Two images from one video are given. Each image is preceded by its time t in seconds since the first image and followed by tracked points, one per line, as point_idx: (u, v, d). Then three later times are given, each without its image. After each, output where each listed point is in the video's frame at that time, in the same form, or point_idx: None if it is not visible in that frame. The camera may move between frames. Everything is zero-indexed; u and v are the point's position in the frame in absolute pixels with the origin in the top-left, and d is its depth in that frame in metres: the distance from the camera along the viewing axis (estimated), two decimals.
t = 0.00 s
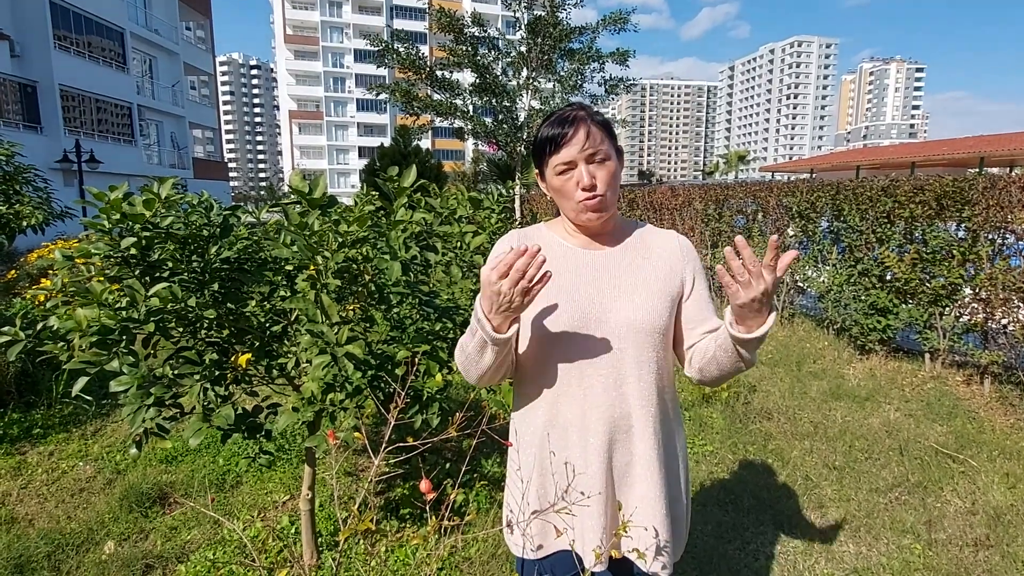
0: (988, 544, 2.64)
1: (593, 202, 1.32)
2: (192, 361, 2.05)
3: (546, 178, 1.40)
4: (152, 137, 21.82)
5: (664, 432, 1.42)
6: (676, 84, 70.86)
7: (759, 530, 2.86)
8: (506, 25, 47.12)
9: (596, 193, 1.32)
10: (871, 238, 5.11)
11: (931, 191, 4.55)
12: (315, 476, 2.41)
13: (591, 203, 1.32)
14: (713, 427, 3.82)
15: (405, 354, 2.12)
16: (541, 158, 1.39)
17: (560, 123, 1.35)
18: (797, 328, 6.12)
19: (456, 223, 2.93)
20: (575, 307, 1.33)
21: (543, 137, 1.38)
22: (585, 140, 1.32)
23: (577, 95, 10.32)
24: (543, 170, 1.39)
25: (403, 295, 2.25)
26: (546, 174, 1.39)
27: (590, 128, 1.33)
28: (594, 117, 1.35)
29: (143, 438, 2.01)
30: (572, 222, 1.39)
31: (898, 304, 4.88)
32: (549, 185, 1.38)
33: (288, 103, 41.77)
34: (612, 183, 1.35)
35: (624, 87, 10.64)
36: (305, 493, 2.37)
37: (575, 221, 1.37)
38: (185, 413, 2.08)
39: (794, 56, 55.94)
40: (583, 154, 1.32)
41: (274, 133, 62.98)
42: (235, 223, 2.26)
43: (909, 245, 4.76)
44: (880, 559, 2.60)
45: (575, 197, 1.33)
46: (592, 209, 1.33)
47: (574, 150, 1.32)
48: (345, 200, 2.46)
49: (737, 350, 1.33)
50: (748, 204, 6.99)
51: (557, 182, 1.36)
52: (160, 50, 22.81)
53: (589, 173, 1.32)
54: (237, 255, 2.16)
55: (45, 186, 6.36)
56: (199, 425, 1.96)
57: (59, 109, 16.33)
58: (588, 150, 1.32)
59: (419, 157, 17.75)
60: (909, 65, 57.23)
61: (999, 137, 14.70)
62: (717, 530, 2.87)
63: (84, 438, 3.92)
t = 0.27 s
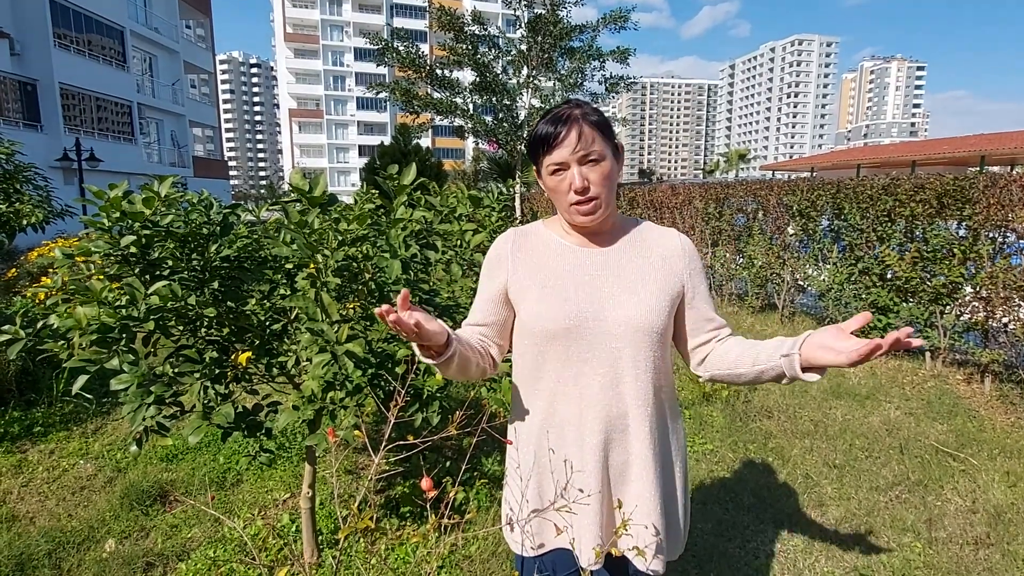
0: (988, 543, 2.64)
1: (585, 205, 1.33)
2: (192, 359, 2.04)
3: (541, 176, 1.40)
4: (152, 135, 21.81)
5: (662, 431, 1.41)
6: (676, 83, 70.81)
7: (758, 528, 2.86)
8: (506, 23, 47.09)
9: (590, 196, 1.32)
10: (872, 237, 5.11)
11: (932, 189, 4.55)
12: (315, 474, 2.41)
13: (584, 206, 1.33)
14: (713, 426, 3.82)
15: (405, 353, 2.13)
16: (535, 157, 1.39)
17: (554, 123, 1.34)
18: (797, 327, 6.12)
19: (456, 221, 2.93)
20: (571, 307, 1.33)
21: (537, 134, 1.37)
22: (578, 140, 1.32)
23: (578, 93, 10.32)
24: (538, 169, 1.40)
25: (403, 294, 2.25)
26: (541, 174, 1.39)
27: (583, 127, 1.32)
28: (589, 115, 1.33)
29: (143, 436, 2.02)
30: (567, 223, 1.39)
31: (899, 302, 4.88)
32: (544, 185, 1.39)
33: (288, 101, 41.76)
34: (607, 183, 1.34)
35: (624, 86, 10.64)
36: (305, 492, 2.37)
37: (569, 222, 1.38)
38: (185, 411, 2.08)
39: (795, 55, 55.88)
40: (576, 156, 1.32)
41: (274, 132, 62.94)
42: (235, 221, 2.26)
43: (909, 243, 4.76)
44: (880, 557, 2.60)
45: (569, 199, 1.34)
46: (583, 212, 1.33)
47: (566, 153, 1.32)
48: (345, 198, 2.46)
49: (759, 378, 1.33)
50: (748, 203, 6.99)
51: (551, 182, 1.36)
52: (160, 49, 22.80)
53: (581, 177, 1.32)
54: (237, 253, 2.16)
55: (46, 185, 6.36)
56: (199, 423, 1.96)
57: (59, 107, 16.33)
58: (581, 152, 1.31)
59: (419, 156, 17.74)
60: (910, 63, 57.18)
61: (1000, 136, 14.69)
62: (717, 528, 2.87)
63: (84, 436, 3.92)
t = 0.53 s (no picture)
0: (989, 541, 2.64)
1: (586, 206, 1.32)
2: (193, 357, 2.04)
3: (541, 176, 1.40)
4: (152, 133, 21.80)
5: (662, 431, 1.41)
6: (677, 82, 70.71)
7: (759, 526, 2.86)
8: (506, 21, 47.03)
9: (590, 197, 1.32)
10: (873, 235, 5.10)
11: (934, 187, 4.54)
12: (316, 472, 2.42)
13: (585, 207, 1.32)
14: (714, 424, 3.82)
15: (405, 351, 2.14)
16: (536, 157, 1.39)
17: (554, 122, 1.33)
18: (798, 325, 6.11)
19: (457, 220, 2.92)
20: (571, 307, 1.33)
21: (538, 135, 1.37)
22: (578, 141, 1.31)
23: (579, 92, 10.31)
24: (539, 169, 1.39)
25: (404, 292, 2.25)
26: (542, 174, 1.39)
27: (584, 127, 1.31)
28: (589, 114, 1.33)
29: (144, 434, 2.02)
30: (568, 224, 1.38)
31: (900, 301, 4.88)
32: (545, 185, 1.38)
33: (288, 100, 41.74)
34: (608, 183, 1.33)
35: (625, 84, 10.62)
36: (306, 490, 2.37)
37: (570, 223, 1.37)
38: (186, 409, 2.08)
39: (796, 53, 55.79)
40: (575, 157, 1.31)
41: (274, 130, 62.93)
42: (236, 219, 2.25)
43: (911, 242, 4.75)
44: (881, 556, 2.60)
45: (569, 200, 1.33)
46: (584, 213, 1.33)
47: (566, 153, 1.31)
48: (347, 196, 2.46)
49: (749, 389, 1.32)
50: (749, 201, 6.98)
51: (552, 183, 1.36)
52: (161, 47, 22.79)
53: (581, 178, 1.31)
54: (238, 251, 2.16)
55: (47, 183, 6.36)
56: (200, 421, 1.96)
57: (59, 105, 16.31)
58: (579, 154, 1.31)
59: (419, 154, 17.73)
60: (911, 62, 57.09)
61: (1002, 134, 14.66)
62: (718, 526, 2.87)
63: (86, 434, 3.92)
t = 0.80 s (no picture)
0: (990, 540, 2.64)
1: (591, 206, 1.32)
2: (195, 355, 2.05)
3: (546, 177, 1.40)
4: (153, 132, 21.80)
5: (664, 433, 1.41)
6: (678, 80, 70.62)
7: (760, 525, 2.86)
8: (507, 20, 46.97)
9: (595, 198, 1.32)
10: (874, 234, 5.10)
11: (935, 187, 4.53)
12: (317, 471, 2.42)
13: (590, 208, 1.32)
14: (715, 423, 3.82)
15: (406, 350, 2.13)
16: (541, 157, 1.39)
17: (559, 123, 1.33)
18: (799, 324, 6.10)
19: (458, 218, 2.92)
20: (574, 307, 1.33)
21: (542, 135, 1.37)
22: (583, 141, 1.31)
23: (580, 90, 10.30)
24: (543, 169, 1.39)
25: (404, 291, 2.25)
26: (547, 175, 1.39)
27: (588, 127, 1.31)
28: (592, 114, 1.32)
29: (145, 432, 2.02)
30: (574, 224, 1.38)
31: (901, 300, 4.88)
32: (550, 186, 1.38)
33: (289, 98, 41.73)
34: (614, 184, 1.33)
35: (626, 83, 10.61)
36: (308, 488, 2.37)
37: (576, 224, 1.37)
38: (187, 408, 2.08)
39: (797, 52, 55.71)
40: (580, 158, 1.31)
41: (275, 129, 62.91)
42: (237, 218, 2.26)
43: (912, 241, 4.74)
44: (882, 555, 2.60)
45: (573, 201, 1.33)
46: (589, 214, 1.33)
47: (571, 154, 1.31)
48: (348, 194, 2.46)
49: (755, 390, 1.32)
50: (750, 200, 6.97)
51: (557, 184, 1.36)
52: (161, 46, 22.78)
53: (586, 178, 1.31)
54: (239, 250, 2.16)
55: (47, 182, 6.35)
56: (202, 420, 1.96)
57: (60, 104, 16.30)
58: (585, 154, 1.30)
59: (420, 153, 17.71)
60: (912, 61, 57.00)
61: (1004, 133, 14.62)
62: (719, 525, 2.87)
63: (87, 433, 3.92)
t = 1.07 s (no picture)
0: (990, 540, 2.64)
1: (593, 206, 1.31)
2: (194, 354, 2.04)
3: (547, 177, 1.39)
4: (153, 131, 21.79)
5: (665, 433, 1.40)
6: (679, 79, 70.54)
7: (760, 524, 2.86)
8: (508, 18, 46.89)
9: (597, 197, 1.31)
10: (875, 233, 5.09)
11: (936, 185, 4.52)
12: (317, 469, 2.42)
13: (591, 207, 1.31)
14: (715, 422, 3.82)
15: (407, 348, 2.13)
16: (541, 158, 1.39)
17: (558, 123, 1.33)
18: (800, 323, 6.10)
19: (459, 217, 2.92)
20: (576, 306, 1.33)
21: (541, 135, 1.36)
22: (582, 141, 1.30)
23: (580, 89, 10.29)
24: (543, 170, 1.39)
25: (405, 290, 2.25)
26: (547, 175, 1.38)
27: (587, 126, 1.31)
28: (591, 113, 1.32)
29: (145, 431, 2.02)
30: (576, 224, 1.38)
31: (902, 299, 4.87)
32: (551, 187, 1.38)
33: (290, 97, 41.70)
34: (615, 181, 1.33)
35: (627, 81, 10.59)
36: (308, 487, 2.37)
37: (579, 224, 1.37)
38: (187, 407, 2.08)
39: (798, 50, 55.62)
40: (579, 159, 1.31)
41: (275, 127, 62.89)
42: (237, 216, 2.26)
43: (913, 240, 4.74)
44: (883, 554, 2.59)
45: (575, 201, 1.33)
46: (591, 214, 1.32)
47: (571, 154, 1.31)
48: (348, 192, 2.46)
49: (756, 392, 1.32)
50: (751, 198, 6.96)
51: (557, 184, 1.36)
52: (161, 44, 22.76)
53: (587, 178, 1.31)
54: (239, 248, 2.16)
55: (48, 180, 6.34)
56: (202, 419, 1.96)
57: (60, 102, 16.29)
58: (584, 154, 1.30)
59: (421, 151, 17.70)
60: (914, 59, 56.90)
61: (1005, 132, 14.59)
62: (719, 524, 2.87)
63: (87, 431, 3.92)
